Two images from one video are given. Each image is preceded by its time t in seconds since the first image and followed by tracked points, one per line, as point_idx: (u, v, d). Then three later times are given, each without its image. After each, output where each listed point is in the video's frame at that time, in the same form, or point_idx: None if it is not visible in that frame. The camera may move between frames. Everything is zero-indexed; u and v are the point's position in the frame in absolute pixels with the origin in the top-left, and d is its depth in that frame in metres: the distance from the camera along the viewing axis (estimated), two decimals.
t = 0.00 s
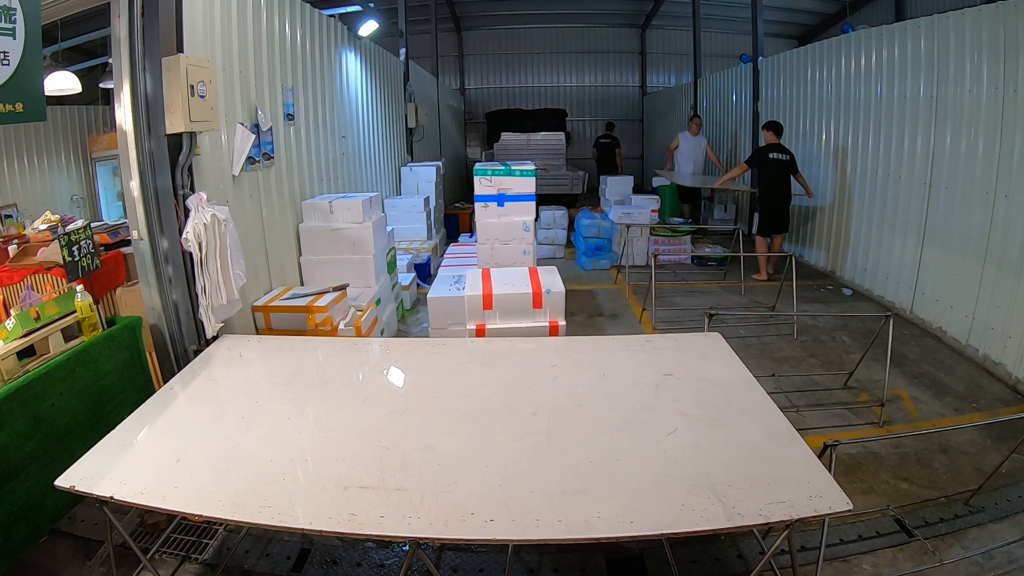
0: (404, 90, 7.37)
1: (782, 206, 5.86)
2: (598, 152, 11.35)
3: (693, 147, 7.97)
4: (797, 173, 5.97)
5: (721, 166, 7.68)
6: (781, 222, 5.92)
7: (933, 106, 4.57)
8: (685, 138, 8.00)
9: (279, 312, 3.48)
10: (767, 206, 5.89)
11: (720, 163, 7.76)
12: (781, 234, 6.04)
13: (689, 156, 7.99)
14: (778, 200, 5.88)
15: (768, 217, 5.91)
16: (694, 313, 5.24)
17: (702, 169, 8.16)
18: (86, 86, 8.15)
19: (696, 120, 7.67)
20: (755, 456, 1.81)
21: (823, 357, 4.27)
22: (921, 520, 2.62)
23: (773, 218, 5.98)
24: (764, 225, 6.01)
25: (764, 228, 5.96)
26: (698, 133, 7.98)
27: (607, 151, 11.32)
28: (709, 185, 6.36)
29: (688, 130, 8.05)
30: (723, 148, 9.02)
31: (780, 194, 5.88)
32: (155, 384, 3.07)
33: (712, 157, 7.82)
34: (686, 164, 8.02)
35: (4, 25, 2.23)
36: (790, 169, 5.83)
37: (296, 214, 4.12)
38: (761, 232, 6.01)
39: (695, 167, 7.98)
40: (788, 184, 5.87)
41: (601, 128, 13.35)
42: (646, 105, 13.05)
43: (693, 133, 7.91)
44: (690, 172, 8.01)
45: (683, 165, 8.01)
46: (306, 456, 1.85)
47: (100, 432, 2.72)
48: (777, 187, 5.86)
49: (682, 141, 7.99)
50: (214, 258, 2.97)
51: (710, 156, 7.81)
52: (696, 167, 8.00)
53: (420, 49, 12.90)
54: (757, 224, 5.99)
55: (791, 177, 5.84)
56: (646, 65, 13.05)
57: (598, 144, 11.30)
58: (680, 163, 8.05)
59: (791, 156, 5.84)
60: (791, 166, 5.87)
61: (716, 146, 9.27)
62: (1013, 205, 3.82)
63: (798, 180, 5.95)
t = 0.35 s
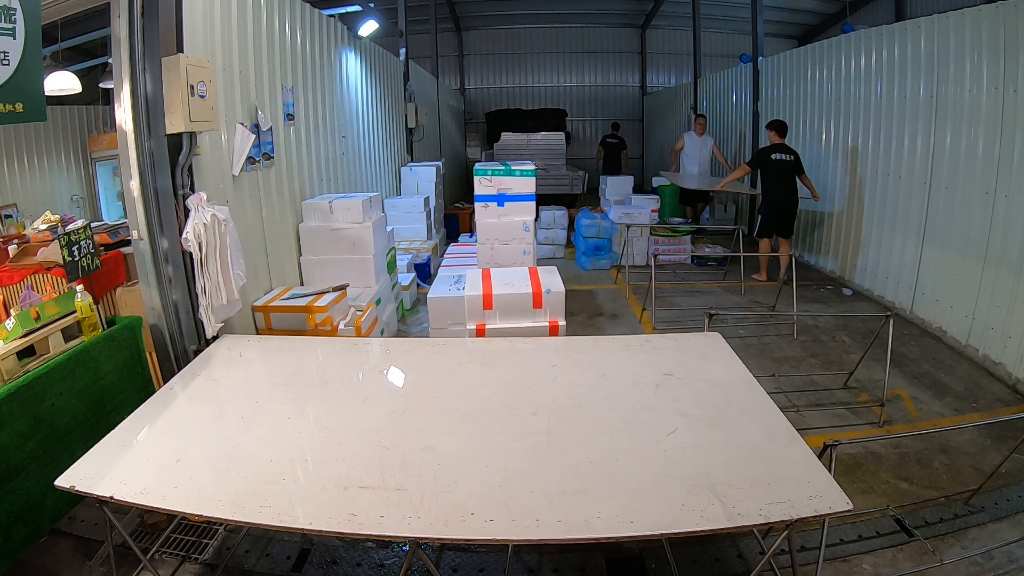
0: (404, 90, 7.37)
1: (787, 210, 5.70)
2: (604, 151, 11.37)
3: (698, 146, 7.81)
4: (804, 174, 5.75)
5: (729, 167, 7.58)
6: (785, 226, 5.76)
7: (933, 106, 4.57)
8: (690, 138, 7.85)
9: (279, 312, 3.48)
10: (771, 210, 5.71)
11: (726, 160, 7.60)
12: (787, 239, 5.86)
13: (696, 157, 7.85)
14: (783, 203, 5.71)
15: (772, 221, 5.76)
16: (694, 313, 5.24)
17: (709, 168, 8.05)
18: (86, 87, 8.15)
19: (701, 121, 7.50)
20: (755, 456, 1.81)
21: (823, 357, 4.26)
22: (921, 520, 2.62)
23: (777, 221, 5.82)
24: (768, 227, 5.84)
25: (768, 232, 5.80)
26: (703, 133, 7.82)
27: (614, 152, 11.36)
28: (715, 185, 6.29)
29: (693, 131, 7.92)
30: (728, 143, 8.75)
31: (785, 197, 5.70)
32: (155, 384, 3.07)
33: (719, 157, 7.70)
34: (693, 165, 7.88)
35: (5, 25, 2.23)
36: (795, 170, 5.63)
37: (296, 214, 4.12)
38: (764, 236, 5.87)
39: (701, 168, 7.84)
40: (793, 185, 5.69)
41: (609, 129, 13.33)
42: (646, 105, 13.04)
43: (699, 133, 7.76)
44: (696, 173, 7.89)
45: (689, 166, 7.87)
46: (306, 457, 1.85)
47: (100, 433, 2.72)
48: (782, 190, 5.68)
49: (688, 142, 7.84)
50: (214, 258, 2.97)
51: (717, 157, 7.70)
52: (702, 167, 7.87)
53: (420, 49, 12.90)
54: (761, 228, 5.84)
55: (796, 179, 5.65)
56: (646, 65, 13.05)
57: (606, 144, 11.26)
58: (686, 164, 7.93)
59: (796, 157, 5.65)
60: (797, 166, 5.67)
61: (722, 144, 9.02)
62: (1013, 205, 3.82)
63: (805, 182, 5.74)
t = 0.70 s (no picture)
0: (404, 89, 7.37)
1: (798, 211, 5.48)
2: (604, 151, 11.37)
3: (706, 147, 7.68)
4: (816, 177, 5.57)
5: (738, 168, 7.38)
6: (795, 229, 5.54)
7: (933, 106, 4.57)
8: (697, 139, 7.73)
9: (279, 312, 3.48)
10: (782, 211, 5.49)
11: (735, 159, 7.41)
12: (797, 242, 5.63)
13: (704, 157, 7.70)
14: (795, 204, 5.49)
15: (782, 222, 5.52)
16: (694, 313, 5.24)
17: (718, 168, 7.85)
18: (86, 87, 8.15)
19: (707, 123, 7.36)
20: (755, 456, 1.81)
21: (823, 357, 4.26)
22: (921, 519, 2.62)
23: (788, 224, 5.61)
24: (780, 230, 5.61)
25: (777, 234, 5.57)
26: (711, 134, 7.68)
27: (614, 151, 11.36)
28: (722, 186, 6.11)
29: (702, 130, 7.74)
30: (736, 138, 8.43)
31: (797, 198, 5.48)
32: (155, 384, 3.07)
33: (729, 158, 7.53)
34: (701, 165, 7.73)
35: (5, 25, 2.23)
36: (807, 172, 5.44)
37: (296, 214, 4.12)
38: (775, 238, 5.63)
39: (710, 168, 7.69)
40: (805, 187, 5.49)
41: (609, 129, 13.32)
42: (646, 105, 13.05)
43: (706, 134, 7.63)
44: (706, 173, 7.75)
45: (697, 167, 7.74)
46: (306, 457, 1.85)
47: (100, 433, 2.72)
48: (793, 191, 5.47)
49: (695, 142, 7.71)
50: (214, 257, 2.97)
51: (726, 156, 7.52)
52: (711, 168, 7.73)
53: (420, 49, 12.90)
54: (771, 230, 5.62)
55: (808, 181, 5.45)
56: (646, 65, 13.05)
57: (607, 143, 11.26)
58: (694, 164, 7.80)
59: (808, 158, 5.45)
60: (809, 168, 5.48)
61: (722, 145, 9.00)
62: (1014, 205, 3.82)
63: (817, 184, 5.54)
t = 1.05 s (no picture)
0: (404, 89, 7.36)
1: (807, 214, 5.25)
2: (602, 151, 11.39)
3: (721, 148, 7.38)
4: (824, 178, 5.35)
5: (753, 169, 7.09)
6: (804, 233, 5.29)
7: (933, 106, 4.57)
8: (712, 139, 7.44)
9: (279, 312, 3.48)
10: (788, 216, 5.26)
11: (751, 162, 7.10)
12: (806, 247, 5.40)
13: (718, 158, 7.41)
14: (803, 207, 5.25)
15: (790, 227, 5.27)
16: (694, 313, 5.24)
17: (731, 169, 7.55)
18: (86, 87, 8.15)
19: (724, 121, 7.11)
20: (756, 456, 1.81)
21: (823, 357, 4.26)
22: (921, 520, 2.62)
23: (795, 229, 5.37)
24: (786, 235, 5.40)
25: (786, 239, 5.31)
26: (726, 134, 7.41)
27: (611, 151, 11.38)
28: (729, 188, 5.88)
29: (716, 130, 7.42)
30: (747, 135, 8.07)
31: (805, 200, 5.24)
32: (155, 384, 3.08)
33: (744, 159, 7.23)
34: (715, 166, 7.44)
35: (4, 25, 2.23)
36: (814, 174, 5.21)
37: (297, 214, 4.12)
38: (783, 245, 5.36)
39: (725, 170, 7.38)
40: (813, 190, 5.25)
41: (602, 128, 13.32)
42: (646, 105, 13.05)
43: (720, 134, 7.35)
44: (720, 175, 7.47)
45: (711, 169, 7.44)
46: (306, 456, 1.85)
47: (99, 433, 2.72)
48: (799, 194, 5.24)
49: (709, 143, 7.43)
50: (214, 257, 2.97)
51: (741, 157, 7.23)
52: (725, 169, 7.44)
53: (420, 49, 12.90)
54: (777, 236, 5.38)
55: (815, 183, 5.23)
56: (646, 65, 13.04)
57: (603, 143, 11.29)
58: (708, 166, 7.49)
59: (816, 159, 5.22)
60: (817, 169, 5.25)
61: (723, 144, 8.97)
62: (1014, 205, 3.82)
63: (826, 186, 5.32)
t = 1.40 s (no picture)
0: (404, 89, 7.36)
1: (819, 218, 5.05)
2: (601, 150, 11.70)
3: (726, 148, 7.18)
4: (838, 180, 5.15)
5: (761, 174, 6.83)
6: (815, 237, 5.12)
7: (933, 106, 4.57)
8: (717, 139, 7.22)
9: (278, 312, 3.48)
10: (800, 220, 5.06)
11: (757, 163, 6.95)
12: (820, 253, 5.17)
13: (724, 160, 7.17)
14: (816, 211, 5.06)
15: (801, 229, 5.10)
16: (693, 313, 5.24)
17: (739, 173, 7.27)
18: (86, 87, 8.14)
19: (730, 119, 6.88)
20: (756, 456, 1.81)
21: (824, 357, 4.26)
22: (921, 519, 2.62)
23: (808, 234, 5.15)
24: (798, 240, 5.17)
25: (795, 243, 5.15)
26: (732, 133, 7.18)
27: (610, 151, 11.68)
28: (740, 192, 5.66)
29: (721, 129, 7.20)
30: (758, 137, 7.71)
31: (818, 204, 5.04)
32: (155, 384, 3.07)
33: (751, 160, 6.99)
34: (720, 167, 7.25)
35: (4, 25, 2.23)
36: (828, 177, 5.01)
37: (297, 214, 4.12)
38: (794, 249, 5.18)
39: (731, 171, 7.14)
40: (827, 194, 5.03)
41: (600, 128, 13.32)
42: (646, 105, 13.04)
43: (726, 133, 7.12)
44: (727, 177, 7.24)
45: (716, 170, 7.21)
46: (306, 456, 1.85)
47: (99, 433, 2.72)
48: (813, 197, 5.03)
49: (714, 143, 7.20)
50: (214, 258, 2.97)
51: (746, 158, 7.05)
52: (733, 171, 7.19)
53: (420, 49, 12.90)
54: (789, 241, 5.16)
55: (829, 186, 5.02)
56: (646, 65, 13.04)
57: (603, 143, 11.64)
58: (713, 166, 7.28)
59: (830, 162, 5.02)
60: (831, 171, 5.05)
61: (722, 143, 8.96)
62: (1014, 204, 3.82)
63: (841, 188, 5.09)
